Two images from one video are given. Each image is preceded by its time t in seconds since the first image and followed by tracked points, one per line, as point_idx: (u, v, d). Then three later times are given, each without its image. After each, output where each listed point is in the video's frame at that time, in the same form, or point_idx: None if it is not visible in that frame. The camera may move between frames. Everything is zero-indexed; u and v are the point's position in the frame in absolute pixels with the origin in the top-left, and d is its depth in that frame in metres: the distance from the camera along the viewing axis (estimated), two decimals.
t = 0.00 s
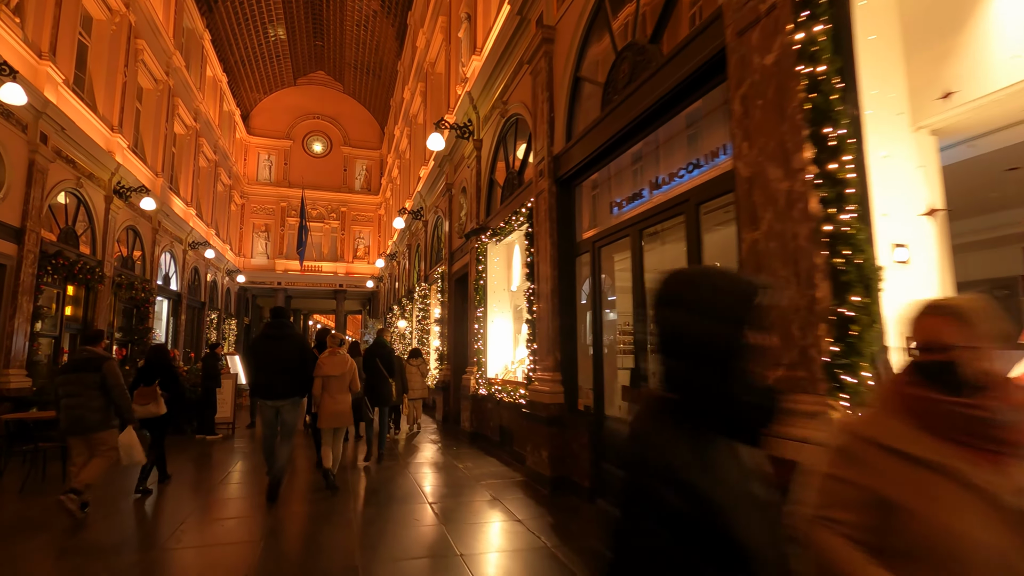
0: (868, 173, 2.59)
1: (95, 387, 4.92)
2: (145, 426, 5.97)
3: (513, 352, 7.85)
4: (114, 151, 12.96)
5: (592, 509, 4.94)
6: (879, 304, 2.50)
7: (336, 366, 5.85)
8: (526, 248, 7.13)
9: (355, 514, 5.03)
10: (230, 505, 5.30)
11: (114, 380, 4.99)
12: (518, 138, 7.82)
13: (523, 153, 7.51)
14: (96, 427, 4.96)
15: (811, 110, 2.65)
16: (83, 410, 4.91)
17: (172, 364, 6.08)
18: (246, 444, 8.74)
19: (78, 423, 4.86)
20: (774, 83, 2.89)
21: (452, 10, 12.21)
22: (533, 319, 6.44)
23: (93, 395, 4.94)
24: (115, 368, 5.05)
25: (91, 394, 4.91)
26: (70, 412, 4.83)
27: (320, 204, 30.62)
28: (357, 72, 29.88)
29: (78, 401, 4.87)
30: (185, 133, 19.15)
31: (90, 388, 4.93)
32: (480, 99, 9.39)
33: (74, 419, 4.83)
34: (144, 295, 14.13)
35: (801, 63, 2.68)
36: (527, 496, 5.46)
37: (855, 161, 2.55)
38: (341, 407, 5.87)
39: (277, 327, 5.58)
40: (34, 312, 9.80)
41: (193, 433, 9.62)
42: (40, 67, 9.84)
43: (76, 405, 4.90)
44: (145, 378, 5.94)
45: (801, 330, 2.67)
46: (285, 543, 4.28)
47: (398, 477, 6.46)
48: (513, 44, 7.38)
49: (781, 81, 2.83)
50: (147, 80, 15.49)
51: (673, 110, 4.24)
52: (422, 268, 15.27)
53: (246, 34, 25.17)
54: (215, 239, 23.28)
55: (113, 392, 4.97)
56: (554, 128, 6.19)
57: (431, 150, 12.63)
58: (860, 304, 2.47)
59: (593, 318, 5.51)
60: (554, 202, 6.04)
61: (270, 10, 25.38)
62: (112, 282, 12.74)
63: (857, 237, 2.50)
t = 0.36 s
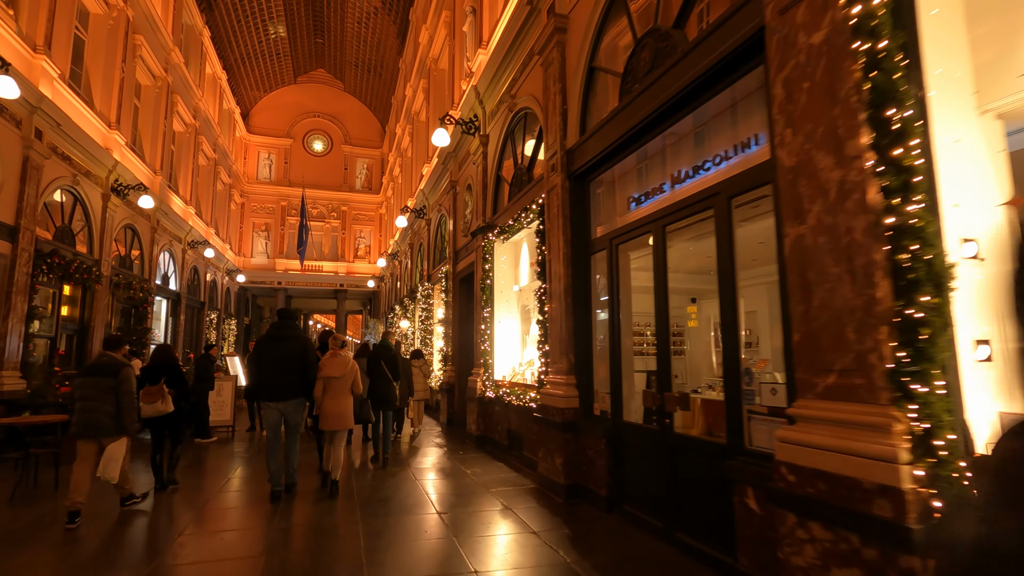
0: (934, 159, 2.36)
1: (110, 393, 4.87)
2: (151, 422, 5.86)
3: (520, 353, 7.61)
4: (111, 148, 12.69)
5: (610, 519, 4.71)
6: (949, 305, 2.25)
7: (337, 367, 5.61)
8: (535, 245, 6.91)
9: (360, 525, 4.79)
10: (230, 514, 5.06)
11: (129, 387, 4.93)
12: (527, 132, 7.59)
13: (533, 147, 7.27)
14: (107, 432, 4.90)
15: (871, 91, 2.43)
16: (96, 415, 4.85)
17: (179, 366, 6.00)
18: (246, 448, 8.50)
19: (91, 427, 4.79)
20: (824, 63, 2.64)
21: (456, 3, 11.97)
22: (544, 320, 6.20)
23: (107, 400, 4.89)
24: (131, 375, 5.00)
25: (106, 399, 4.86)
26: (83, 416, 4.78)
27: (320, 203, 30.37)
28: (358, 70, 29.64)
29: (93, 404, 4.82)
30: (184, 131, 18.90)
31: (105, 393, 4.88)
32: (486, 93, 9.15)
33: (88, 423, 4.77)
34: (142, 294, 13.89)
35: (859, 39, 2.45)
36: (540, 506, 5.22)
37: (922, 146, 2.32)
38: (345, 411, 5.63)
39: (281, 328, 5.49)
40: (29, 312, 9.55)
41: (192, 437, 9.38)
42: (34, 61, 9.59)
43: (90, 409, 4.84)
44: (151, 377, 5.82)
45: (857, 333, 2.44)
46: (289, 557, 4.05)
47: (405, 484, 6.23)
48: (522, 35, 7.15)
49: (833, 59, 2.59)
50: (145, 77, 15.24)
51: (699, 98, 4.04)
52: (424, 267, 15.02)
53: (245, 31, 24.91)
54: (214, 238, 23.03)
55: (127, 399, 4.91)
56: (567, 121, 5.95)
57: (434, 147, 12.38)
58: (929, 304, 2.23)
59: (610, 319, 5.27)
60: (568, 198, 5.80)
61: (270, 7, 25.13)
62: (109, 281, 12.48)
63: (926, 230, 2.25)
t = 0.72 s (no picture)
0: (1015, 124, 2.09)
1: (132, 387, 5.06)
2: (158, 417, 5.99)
3: (527, 350, 7.36)
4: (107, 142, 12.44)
5: (627, 524, 4.46)
6: None
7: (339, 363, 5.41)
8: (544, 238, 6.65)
9: (363, 529, 4.53)
10: (226, 518, 4.81)
11: (150, 382, 5.11)
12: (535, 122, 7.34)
13: (542, 136, 7.01)
14: (125, 427, 5.08)
15: (938, 50, 2.17)
16: (115, 408, 5.04)
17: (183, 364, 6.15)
18: (244, 447, 8.27)
19: (110, 420, 5.01)
20: (879, 24, 2.39)
21: None
22: (554, 315, 5.95)
23: (127, 394, 5.07)
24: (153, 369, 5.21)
25: (127, 393, 5.07)
26: (102, 409, 5.00)
27: (320, 201, 30.12)
28: (359, 66, 29.38)
29: (113, 398, 5.01)
30: (183, 127, 18.64)
31: (126, 387, 5.07)
32: (491, 83, 8.89)
33: (107, 415, 4.98)
34: (139, 292, 13.66)
35: None
36: (552, 510, 4.98)
37: (1001, 108, 2.06)
38: (347, 409, 5.39)
39: (287, 327, 5.25)
40: (22, 308, 9.33)
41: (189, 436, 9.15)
42: (26, 50, 9.34)
43: (109, 402, 5.03)
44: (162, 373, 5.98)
45: (920, 323, 2.18)
46: (287, 564, 3.81)
47: (408, 485, 5.98)
48: (530, 20, 6.89)
49: (892, 18, 2.33)
50: (143, 71, 14.99)
51: (726, 76, 3.78)
52: (427, 264, 14.76)
53: (245, 26, 24.66)
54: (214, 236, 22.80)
55: (147, 392, 5.09)
56: (578, 107, 5.69)
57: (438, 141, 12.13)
58: (1011, 288, 1.96)
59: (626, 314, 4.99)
60: (580, 187, 5.54)
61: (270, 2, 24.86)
62: (105, 278, 12.23)
63: (1008, 203, 1.99)
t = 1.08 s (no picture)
0: None
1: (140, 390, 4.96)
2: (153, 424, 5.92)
3: (534, 352, 7.10)
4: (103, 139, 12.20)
5: (645, 538, 4.19)
6: None
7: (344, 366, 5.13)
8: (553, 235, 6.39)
9: (364, 543, 4.27)
10: (220, 531, 4.55)
11: (159, 384, 5.06)
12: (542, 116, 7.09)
13: (549, 131, 6.77)
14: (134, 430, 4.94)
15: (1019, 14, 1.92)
16: (123, 413, 4.90)
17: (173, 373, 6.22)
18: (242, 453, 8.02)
19: (120, 426, 4.84)
20: None
21: None
22: (564, 316, 5.69)
23: (135, 399, 4.96)
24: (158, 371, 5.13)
25: (135, 396, 4.96)
26: (111, 415, 4.85)
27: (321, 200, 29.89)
28: (360, 65, 29.16)
29: (121, 403, 4.88)
30: (182, 125, 18.44)
31: (133, 392, 4.97)
32: (496, 78, 8.64)
33: (117, 422, 4.82)
34: (136, 293, 13.40)
35: None
36: (564, 521, 4.71)
37: None
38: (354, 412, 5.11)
39: (290, 328, 5.03)
40: (14, 309, 9.08)
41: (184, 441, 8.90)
42: (19, 44, 9.12)
43: (117, 408, 4.89)
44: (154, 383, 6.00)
45: (998, 326, 1.91)
46: None
47: (412, 494, 5.72)
48: (537, 10, 6.64)
49: None
50: (141, 68, 14.78)
51: (752, 60, 3.53)
52: (429, 264, 14.49)
53: (246, 25, 24.44)
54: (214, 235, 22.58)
55: (157, 394, 5.02)
56: (589, 97, 5.43)
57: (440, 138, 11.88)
58: None
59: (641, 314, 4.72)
60: (592, 181, 5.27)
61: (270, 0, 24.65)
62: (101, 278, 11.98)
63: None
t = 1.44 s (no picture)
0: None
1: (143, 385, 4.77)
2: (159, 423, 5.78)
3: (543, 350, 6.87)
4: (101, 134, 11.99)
5: (665, 545, 3.97)
6: None
7: (351, 363, 4.91)
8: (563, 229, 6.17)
9: (368, 550, 4.04)
10: (218, 537, 4.34)
11: (162, 379, 4.88)
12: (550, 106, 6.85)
13: (559, 121, 6.54)
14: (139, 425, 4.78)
15: None
16: (127, 408, 4.73)
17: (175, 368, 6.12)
18: (242, 454, 7.80)
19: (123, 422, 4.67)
20: None
21: None
22: (575, 313, 5.47)
23: (139, 393, 4.79)
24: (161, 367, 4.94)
25: (139, 391, 4.79)
26: (115, 411, 4.68)
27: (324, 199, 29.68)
28: (362, 63, 28.97)
29: (124, 398, 4.71)
30: (183, 122, 18.24)
31: (137, 386, 4.80)
32: (502, 69, 8.41)
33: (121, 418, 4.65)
34: (135, 291, 13.17)
35: None
36: (579, 526, 4.49)
37: None
38: (358, 410, 4.90)
39: (293, 326, 4.81)
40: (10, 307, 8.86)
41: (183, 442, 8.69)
42: (14, 35, 8.92)
43: (121, 404, 4.72)
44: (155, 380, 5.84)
45: None
46: None
47: (417, 497, 5.49)
48: None
49: None
50: (140, 63, 14.58)
51: (778, 40, 3.30)
52: (433, 262, 14.26)
53: (247, 22, 24.25)
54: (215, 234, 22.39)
55: (160, 390, 4.83)
56: (602, 84, 5.20)
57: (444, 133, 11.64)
58: None
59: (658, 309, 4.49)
60: (605, 170, 5.03)
61: None
62: (100, 276, 11.77)
63: None
